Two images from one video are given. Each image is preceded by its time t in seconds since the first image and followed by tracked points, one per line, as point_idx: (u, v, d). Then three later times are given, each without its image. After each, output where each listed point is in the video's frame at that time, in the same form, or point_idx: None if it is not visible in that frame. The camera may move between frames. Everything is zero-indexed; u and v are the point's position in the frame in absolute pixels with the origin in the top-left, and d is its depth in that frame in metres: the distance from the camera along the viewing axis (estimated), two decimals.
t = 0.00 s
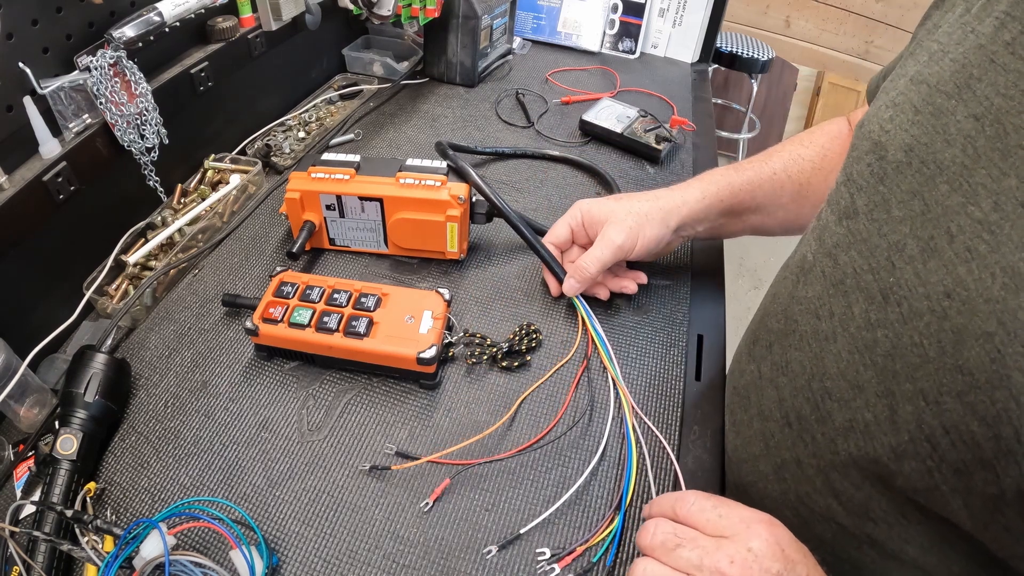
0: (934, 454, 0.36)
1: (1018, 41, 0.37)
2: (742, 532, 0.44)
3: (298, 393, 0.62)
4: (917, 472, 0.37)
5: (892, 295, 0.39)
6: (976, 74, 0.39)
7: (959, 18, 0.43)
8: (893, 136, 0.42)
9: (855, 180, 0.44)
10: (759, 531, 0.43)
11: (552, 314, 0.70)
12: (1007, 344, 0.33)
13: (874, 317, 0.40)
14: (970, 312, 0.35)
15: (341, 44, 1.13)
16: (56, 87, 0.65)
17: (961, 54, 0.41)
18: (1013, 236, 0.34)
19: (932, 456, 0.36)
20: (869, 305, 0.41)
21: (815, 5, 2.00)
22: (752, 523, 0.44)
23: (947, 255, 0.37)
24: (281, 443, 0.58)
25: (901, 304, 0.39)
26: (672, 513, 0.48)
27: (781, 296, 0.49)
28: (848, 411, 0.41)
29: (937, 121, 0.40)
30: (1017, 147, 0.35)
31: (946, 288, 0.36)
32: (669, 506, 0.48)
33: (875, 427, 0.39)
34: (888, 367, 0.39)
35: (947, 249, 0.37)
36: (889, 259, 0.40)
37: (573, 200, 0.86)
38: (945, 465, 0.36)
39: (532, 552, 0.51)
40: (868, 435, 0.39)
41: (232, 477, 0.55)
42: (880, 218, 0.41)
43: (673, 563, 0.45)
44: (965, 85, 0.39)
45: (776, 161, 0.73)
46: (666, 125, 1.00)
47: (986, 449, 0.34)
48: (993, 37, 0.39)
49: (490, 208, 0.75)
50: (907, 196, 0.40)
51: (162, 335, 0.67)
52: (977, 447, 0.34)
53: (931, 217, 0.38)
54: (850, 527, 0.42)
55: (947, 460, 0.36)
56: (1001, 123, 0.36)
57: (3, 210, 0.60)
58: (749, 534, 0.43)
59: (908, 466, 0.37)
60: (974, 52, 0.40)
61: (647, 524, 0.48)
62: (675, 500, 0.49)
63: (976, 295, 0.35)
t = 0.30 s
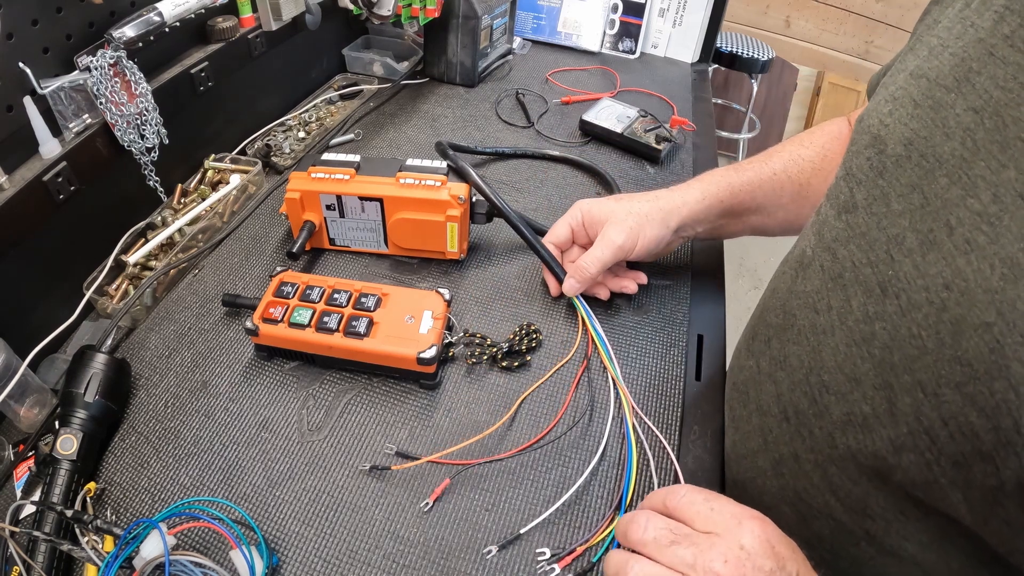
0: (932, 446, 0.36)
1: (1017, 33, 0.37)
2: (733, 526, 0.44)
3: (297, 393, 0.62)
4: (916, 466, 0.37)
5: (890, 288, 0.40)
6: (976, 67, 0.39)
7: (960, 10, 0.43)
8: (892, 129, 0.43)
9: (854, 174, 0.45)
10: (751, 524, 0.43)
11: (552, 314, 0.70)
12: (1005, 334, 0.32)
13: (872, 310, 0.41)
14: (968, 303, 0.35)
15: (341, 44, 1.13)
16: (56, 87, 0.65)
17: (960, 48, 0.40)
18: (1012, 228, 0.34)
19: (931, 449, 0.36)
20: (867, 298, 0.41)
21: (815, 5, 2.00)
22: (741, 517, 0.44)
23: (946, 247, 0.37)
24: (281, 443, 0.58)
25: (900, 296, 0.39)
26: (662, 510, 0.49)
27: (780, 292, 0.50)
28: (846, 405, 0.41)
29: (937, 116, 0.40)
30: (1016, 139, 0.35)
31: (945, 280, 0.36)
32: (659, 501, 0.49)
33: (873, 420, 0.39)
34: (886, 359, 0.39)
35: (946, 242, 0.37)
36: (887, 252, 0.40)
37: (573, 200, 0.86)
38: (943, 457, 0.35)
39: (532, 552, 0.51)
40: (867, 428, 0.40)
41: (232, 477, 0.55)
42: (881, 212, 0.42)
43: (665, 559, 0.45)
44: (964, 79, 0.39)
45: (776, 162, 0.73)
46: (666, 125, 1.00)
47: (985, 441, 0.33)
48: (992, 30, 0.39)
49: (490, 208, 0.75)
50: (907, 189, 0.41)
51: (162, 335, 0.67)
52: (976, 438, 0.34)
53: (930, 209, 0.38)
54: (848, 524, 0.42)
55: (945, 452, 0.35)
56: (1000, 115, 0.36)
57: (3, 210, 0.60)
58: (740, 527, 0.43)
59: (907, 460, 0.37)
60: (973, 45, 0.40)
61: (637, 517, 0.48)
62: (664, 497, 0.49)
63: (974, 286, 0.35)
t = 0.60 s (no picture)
0: (929, 442, 0.36)
1: (1011, 32, 0.38)
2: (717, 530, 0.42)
3: (297, 393, 0.62)
4: (912, 462, 0.36)
5: (888, 286, 0.40)
6: (971, 66, 0.39)
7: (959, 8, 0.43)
8: (890, 129, 0.43)
9: (852, 173, 0.45)
10: (736, 522, 0.42)
11: (552, 313, 0.70)
12: (999, 330, 0.32)
13: (869, 309, 0.41)
14: (964, 300, 0.35)
15: (341, 44, 1.13)
16: (56, 87, 0.65)
17: (956, 48, 0.41)
18: (1007, 224, 0.34)
19: (926, 445, 0.36)
20: (865, 297, 0.41)
21: (816, 5, 2.00)
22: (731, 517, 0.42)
23: (943, 245, 0.37)
24: (281, 443, 0.58)
25: (897, 294, 0.39)
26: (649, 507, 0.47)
27: (777, 291, 0.51)
28: (844, 403, 0.41)
29: (932, 114, 0.41)
30: (1011, 136, 0.35)
31: (941, 276, 0.36)
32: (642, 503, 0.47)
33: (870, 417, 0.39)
34: (883, 357, 0.39)
35: (942, 240, 0.37)
36: (885, 251, 0.41)
37: (573, 200, 0.86)
38: (940, 453, 0.35)
39: (532, 552, 0.51)
40: (864, 425, 0.40)
41: (232, 477, 0.55)
42: (879, 211, 0.42)
43: None
44: (961, 78, 0.40)
45: (775, 163, 0.73)
46: (667, 125, 1.00)
47: (980, 436, 0.33)
48: (989, 30, 0.39)
49: (491, 208, 0.75)
50: (904, 188, 0.41)
51: (162, 335, 0.67)
52: (971, 434, 0.33)
53: (927, 208, 0.39)
54: (846, 522, 0.41)
55: (941, 448, 0.35)
56: (996, 113, 0.36)
57: (3, 210, 0.60)
58: (727, 533, 0.42)
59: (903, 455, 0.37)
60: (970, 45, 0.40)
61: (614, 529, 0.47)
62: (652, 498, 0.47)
63: (969, 283, 0.35)
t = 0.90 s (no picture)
0: (933, 433, 0.35)
1: (1009, 32, 0.38)
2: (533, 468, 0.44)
3: (297, 393, 0.62)
4: (919, 453, 0.36)
5: (893, 287, 0.40)
6: (970, 66, 0.39)
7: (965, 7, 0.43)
8: (891, 130, 0.44)
9: (852, 174, 0.47)
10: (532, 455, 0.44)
11: (552, 313, 0.70)
12: (994, 317, 0.32)
13: (872, 309, 0.41)
14: (960, 290, 0.35)
15: (341, 44, 1.13)
16: (56, 87, 0.65)
17: (956, 49, 0.41)
18: (1005, 216, 0.34)
19: (931, 435, 0.35)
20: (868, 298, 0.41)
21: (815, 5, 2.00)
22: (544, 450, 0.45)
23: (943, 242, 0.37)
24: (281, 443, 0.58)
25: (900, 293, 0.39)
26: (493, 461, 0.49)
27: (780, 293, 0.52)
28: (851, 404, 0.41)
29: (933, 115, 0.41)
30: (1011, 135, 0.35)
31: (939, 270, 0.36)
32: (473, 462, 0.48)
33: (875, 415, 0.39)
34: (886, 356, 0.39)
35: (944, 237, 0.37)
36: (889, 252, 0.41)
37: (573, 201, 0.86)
38: (945, 441, 0.34)
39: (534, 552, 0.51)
40: (871, 423, 0.39)
41: (232, 477, 0.55)
42: (881, 211, 0.43)
43: (489, 525, 0.44)
44: (960, 78, 0.40)
45: (785, 169, 0.74)
46: (666, 125, 1.00)
47: (977, 423, 0.32)
48: (986, 30, 0.39)
49: (491, 208, 0.75)
50: (906, 188, 0.41)
51: (162, 335, 0.67)
52: (969, 421, 0.33)
53: (931, 210, 0.39)
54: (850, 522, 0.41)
55: (946, 436, 0.34)
56: (995, 113, 0.37)
57: (3, 210, 0.60)
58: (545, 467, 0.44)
59: (908, 450, 0.36)
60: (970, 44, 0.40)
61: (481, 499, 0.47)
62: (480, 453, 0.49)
63: (965, 274, 0.35)
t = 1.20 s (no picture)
0: (919, 412, 0.38)
1: (999, 28, 0.42)
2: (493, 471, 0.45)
3: (297, 393, 0.62)
4: (905, 436, 0.39)
5: (883, 270, 0.43)
6: (960, 62, 0.43)
7: (942, 15, 0.48)
8: (885, 129, 0.46)
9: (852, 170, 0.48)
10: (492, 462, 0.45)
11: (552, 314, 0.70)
12: (983, 296, 0.36)
13: (863, 292, 0.43)
14: (949, 272, 0.38)
15: (341, 44, 1.13)
16: (56, 87, 0.65)
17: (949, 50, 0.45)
18: (995, 203, 0.38)
19: (918, 416, 0.38)
20: (861, 283, 0.44)
21: (816, 5, 2.00)
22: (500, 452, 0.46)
23: (936, 229, 0.40)
24: (281, 443, 0.58)
25: (889, 276, 0.42)
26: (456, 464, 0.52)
27: (777, 284, 0.53)
28: (840, 381, 0.43)
29: (925, 110, 0.44)
30: (1001, 129, 0.39)
31: (930, 254, 0.40)
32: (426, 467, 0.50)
33: (864, 394, 0.42)
34: (876, 336, 0.41)
35: (937, 225, 0.40)
36: (887, 243, 0.43)
37: (573, 200, 0.86)
38: (930, 422, 0.37)
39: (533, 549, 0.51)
40: (859, 403, 0.42)
41: (231, 477, 0.55)
42: (880, 206, 0.45)
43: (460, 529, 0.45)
44: (951, 74, 0.43)
45: (743, 183, 0.64)
46: (666, 125, 1.00)
47: (967, 399, 0.36)
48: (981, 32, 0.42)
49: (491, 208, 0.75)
50: (902, 181, 0.44)
51: (161, 335, 0.67)
52: (959, 399, 0.36)
53: (928, 203, 0.42)
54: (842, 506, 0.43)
55: (932, 417, 0.37)
56: (990, 110, 0.40)
57: (3, 210, 0.60)
58: (501, 470, 0.44)
59: (896, 428, 0.39)
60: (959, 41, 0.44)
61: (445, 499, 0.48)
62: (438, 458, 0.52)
63: (956, 256, 0.38)
